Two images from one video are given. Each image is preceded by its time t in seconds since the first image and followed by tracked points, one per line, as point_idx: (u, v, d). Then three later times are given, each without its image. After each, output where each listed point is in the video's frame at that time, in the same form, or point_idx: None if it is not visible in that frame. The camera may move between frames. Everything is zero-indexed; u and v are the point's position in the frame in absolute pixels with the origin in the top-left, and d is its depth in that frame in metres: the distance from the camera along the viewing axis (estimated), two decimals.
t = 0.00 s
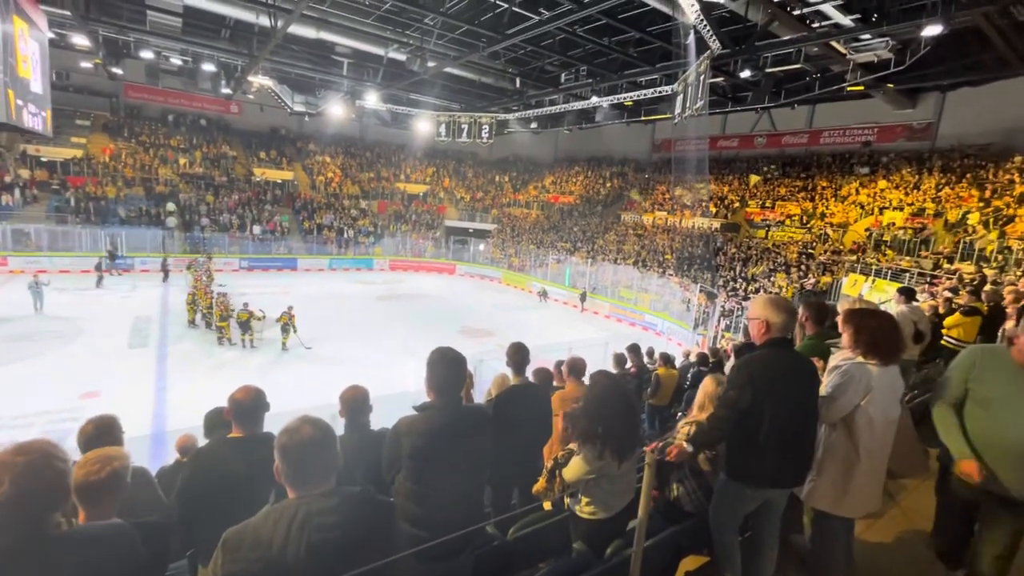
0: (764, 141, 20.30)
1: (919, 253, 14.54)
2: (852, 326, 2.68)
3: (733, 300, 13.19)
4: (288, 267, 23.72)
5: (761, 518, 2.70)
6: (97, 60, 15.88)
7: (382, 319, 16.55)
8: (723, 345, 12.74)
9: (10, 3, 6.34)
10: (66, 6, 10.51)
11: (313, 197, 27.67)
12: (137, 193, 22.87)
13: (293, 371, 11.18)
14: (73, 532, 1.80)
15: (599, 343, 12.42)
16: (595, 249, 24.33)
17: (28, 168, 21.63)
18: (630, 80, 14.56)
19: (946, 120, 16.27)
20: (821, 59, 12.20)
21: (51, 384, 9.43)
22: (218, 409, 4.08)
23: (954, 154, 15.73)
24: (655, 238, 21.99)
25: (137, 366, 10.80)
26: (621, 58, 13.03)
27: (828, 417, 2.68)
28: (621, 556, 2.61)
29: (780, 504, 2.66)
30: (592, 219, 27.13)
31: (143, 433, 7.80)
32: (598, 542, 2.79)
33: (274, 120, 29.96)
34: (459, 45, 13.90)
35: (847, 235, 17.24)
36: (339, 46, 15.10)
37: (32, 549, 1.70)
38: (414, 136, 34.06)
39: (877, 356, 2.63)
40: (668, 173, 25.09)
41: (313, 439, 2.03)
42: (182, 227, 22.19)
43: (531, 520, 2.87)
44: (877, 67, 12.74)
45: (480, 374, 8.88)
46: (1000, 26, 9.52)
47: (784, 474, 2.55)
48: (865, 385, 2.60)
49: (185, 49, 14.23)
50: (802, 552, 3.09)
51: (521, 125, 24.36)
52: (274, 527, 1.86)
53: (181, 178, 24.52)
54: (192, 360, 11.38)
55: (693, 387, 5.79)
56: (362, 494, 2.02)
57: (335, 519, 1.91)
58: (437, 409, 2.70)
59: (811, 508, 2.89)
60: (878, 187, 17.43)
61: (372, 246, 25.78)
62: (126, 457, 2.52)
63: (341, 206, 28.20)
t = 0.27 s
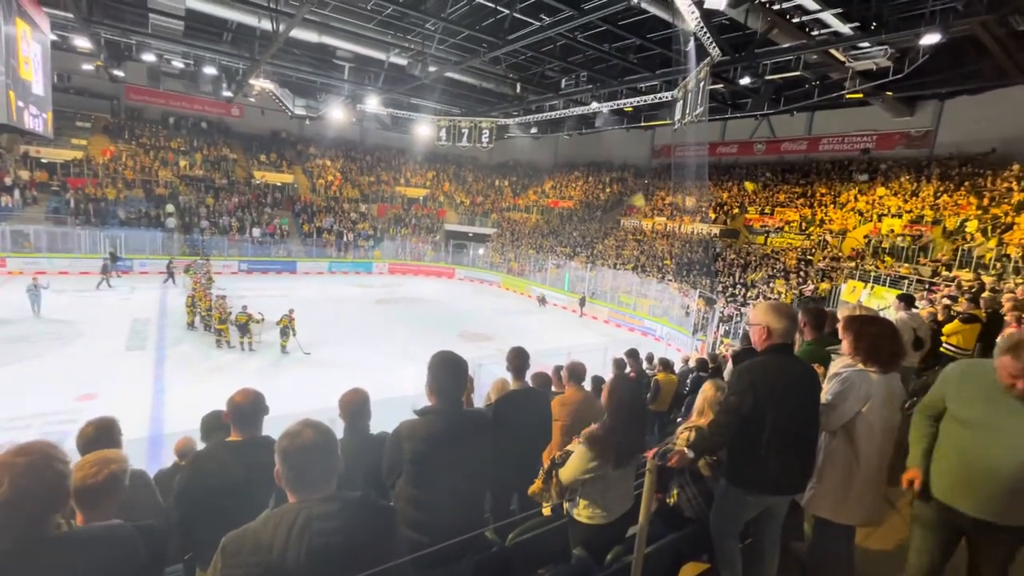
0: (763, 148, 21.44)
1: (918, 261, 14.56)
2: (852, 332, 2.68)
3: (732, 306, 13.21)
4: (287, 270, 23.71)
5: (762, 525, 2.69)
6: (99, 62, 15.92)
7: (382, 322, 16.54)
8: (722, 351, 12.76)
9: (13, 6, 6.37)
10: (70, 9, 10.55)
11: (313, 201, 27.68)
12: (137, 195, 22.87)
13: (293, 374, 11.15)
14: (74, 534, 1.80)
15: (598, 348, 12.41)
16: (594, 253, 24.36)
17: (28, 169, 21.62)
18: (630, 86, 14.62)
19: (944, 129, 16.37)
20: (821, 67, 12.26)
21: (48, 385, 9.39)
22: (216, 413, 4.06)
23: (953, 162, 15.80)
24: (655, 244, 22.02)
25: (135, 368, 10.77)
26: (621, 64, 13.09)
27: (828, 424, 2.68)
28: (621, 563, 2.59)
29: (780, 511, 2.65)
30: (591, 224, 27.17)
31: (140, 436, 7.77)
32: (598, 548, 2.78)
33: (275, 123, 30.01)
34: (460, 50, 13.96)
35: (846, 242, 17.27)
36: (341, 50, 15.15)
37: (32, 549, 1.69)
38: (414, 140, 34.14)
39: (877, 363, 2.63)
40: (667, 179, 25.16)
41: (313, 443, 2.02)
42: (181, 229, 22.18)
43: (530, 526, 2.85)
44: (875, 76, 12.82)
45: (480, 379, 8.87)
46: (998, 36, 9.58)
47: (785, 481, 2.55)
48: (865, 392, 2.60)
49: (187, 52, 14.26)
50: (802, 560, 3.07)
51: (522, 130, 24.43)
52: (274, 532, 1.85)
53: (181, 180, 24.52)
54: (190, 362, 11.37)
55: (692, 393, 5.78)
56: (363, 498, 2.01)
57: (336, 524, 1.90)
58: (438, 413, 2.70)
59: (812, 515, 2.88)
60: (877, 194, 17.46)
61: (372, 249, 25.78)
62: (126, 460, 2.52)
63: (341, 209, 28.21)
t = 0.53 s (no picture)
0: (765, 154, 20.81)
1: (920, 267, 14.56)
2: (855, 338, 2.68)
3: (734, 311, 13.20)
4: (289, 273, 23.77)
5: (765, 531, 2.69)
6: (105, 65, 16.02)
7: (383, 325, 16.54)
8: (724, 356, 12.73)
9: (21, 10, 6.44)
10: (77, 13, 10.63)
11: (316, 204, 27.76)
12: (141, 197, 22.95)
13: (295, 377, 11.16)
14: (82, 535, 1.81)
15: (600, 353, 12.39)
16: (596, 258, 24.38)
17: (32, 171, 21.73)
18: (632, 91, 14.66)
19: (946, 135, 16.39)
20: (823, 73, 12.29)
21: (51, 386, 9.41)
22: (217, 416, 4.05)
23: (955, 169, 15.81)
24: (657, 249, 22.03)
25: (137, 369, 10.79)
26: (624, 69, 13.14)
27: (831, 430, 2.67)
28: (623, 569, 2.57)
29: (783, 517, 2.64)
30: (593, 229, 27.19)
31: (141, 437, 7.76)
32: (600, 553, 2.77)
33: (278, 126, 30.12)
34: (463, 55, 14.02)
35: (848, 248, 17.26)
36: (344, 54, 15.22)
37: (41, 549, 1.70)
38: (417, 144, 34.23)
39: (880, 370, 2.63)
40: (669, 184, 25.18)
41: (317, 446, 2.03)
42: (184, 231, 22.25)
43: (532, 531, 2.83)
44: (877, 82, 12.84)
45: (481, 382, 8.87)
46: (1000, 43, 9.60)
47: (788, 487, 2.54)
48: (868, 398, 2.60)
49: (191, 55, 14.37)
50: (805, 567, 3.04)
51: (524, 135, 24.50)
52: (276, 536, 1.85)
53: (184, 182, 24.60)
54: (192, 364, 11.38)
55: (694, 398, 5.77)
56: (366, 502, 2.01)
57: (338, 529, 1.89)
58: (441, 417, 2.69)
59: (815, 523, 2.88)
60: (880, 200, 17.44)
61: (374, 252, 25.83)
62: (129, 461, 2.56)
63: (343, 212, 28.29)
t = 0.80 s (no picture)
0: (764, 160, 21.16)
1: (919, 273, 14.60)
2: (853, 344, 2.69)
3: (733, 316, 13.21)
4: (288, 276, 23.77)
5: (763, 537, 2.69)
6: (106, 68, 16.06)
7: (382, 329, 16.52)
8: (724, 361, 12.74)
9: (24, 13, 6.47)
10: (78, 17, 10.68)
11: (316, 207, 27.79)
12: (141, 201, 22.97)
13: (293, 380, 11.15)
14: (81, 539, 1.81)
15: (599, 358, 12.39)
16: (596, 262, 24.42)
17: (33, 173, 21.76)
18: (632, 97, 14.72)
19: (945, 142, 16.47)
20: (822, 79, 12.33)
21: (48, 390, 9.38)
22: (216, 419, 4.06)
23: (953, 175, 15.87)
24: (656, 254, 22.07)
25: (135, 372, 10.78)
26: (623, 74, 13.19)
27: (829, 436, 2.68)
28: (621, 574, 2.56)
29: (782, 523, 2.63)
30: (593, 233, 27.24)
31: (138, 441, 7.74)
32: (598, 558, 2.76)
33: (279, 130, 30.18)
34: (464, 60, 14.09)
35: (847, 253, 17.30)
36: (345, 59, 15.27)
37: (42, 552, 1.70)
38: (417, 148, 34.30)
39: (878, 376, 2.63)
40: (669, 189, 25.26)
41: (315, 450, 2.02)
42: (184, 234, 22.26)
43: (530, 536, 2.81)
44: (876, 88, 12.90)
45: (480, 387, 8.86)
46: (997, 50, 9.65)
47: (785, 494, 2.54)
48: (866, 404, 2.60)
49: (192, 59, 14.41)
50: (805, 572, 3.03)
51: (524, 139, 24.57)
52: (275, 541, 1.84)
53: (185, 185, 24.63)
54: (190, 368, 11.36)
55: (693, 403, 5.76)
56: (364, 507, 2.00)
57: (335, 534, 1.88)
58: (439, 421, 2.69)
59: (814, 530, 2.90)
60: (878, 206, 17.48)
61: (374, 256, 25.85)
62: (128, 465, 2.57)
63: (343, 216, 28.32)
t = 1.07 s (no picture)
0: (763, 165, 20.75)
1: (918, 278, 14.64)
2: (850, 350, 2.70)
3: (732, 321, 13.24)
4: (287, 280, 23.77)
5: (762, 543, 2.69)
6: (107, 72, 16.10)
7: (381, 333, 16.51)
8: (723, 366, 12.73)
9: (25, 17, 6.49)
10: (80, 21, 10.71)
11: (316, 211, 27.81)
12: (140, 204, 22.97)
13: (292, 384, 11.14)
14: (76, 542, 1.81)
15: (598, 362, 12.39)
16: (595, 267, 24.44)
17: (32, 176, 21.76)
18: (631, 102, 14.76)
19: (943, 147, 16.55)
20: (820, 85, 12.39)
21: (46, 393, 9.34)
22: (216, 423, 4.05)
23: (952, 181, 15.93)
24: (655, 258, 22.10)
25: (134, 376, 10.76)
26: (623, 80, 13.24)
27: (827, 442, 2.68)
28: None
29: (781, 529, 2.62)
30: (592, 238, 27.29)
31: (136, 445, 7.71)
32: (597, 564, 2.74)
33: (279, 134, 30.24)
34: (463, 65, 14.14)
35: (846, 258, 17.33)
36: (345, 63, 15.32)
37: (38, 554, 1.70)
38: (417, 152, 34.38)
39: (876, 382, 2.63)
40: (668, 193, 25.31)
41: (314, 455, 2.02)
42: (183, 237, 22.27)
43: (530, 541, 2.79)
44: (874, 95, 12.96)
45: (479, 391, 8.86)
46: (994, 56, 9.70)
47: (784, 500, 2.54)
48: (864, 411, 2.60)
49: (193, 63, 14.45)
50: None
51: (524, 144, 24.62)
52: (273, 546, 1.84)
53: (184, 189, 24.65)
54: (189, 371, 11.34)
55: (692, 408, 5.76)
56: (362, 513, 1.99)
57: (334, 539, 1.88)
58: (438, 426, 2.70)
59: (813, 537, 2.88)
60: (877, 211, 17.51)
61: (373, 260, 25.87)
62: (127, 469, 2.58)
63: (342, 219, 28.32)
